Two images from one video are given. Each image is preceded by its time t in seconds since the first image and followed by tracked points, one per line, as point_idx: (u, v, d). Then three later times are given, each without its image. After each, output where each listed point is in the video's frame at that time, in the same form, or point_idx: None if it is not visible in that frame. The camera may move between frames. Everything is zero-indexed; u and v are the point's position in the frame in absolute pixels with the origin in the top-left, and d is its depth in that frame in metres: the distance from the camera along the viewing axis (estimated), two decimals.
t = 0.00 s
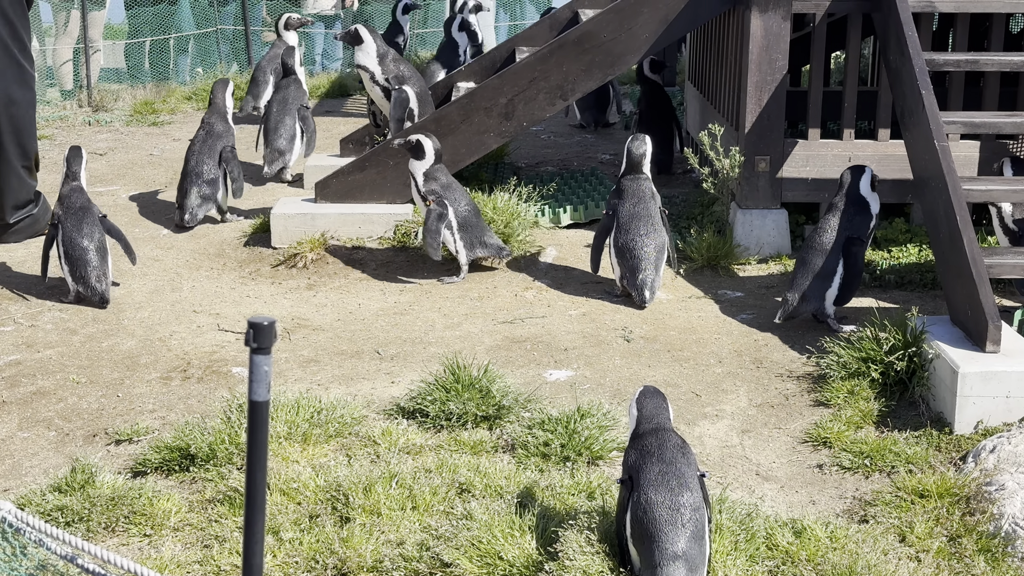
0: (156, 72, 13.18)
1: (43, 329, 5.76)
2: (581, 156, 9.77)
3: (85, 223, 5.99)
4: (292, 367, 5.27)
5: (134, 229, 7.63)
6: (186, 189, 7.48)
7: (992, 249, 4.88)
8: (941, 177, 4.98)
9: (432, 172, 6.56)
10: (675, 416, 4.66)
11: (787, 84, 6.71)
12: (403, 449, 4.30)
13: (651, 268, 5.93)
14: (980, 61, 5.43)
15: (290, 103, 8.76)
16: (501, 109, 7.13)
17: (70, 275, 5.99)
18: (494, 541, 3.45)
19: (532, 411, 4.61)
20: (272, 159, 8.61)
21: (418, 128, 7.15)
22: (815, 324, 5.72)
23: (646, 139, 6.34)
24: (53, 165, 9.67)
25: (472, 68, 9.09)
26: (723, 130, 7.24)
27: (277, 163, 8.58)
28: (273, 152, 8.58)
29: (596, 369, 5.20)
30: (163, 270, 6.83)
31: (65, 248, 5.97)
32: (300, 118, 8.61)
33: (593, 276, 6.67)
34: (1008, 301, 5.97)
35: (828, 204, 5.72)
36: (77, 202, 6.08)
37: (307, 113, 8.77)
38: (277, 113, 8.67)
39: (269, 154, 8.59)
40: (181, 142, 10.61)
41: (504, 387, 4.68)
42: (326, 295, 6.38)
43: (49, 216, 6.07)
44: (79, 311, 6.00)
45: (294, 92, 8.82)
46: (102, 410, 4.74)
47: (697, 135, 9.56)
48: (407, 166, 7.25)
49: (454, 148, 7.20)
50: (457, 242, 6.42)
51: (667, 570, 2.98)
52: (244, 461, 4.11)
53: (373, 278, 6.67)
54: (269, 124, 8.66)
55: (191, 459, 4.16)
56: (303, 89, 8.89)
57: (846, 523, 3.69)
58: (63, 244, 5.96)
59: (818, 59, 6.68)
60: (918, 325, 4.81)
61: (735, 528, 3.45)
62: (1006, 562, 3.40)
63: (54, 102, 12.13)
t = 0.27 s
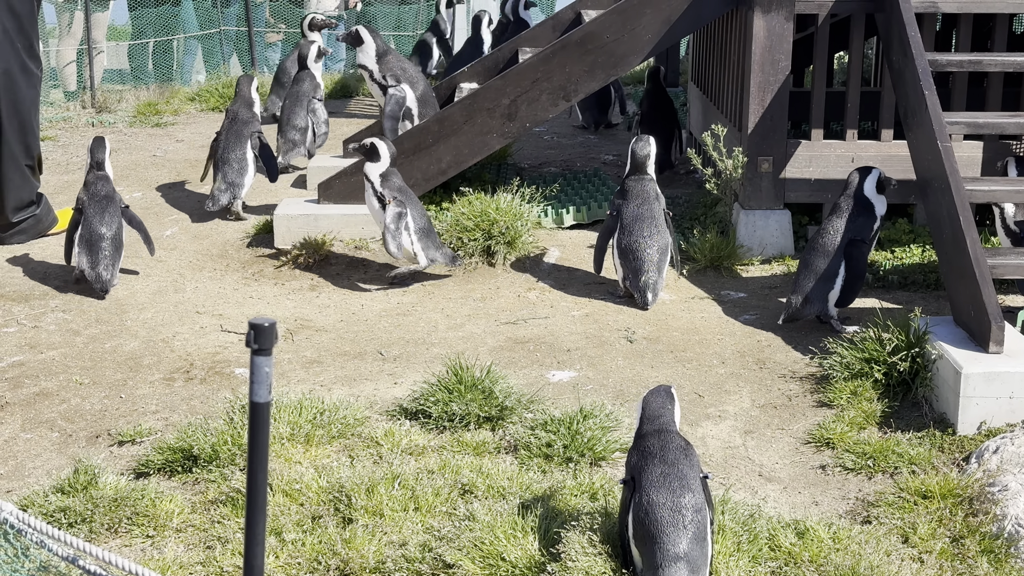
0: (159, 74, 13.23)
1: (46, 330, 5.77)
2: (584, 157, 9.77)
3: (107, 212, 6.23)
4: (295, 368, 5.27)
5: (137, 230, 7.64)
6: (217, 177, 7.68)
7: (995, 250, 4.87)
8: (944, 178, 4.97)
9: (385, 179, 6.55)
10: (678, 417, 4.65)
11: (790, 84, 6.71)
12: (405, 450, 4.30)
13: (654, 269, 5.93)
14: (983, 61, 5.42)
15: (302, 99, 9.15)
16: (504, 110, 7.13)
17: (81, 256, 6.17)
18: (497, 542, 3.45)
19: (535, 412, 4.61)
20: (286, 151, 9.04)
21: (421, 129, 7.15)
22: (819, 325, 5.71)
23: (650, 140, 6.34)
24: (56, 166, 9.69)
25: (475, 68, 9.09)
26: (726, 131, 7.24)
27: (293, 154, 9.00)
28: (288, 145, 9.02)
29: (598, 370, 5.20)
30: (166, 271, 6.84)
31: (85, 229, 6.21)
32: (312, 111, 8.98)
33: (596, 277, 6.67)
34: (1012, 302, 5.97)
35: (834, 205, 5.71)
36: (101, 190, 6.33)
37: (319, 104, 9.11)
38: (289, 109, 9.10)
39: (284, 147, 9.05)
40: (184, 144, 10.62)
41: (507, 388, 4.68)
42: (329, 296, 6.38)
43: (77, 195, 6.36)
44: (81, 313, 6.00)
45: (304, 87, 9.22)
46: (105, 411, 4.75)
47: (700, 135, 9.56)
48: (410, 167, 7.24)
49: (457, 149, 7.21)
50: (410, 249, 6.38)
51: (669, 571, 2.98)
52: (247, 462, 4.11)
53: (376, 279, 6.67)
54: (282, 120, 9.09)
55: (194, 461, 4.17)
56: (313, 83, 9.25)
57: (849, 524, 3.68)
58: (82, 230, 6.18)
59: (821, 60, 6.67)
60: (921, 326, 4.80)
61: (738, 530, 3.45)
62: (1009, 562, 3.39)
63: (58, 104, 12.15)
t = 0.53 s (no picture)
0: (163, 75, 13.31)
1: (50, 331, 5.78)
2: (588, 158, 9.78)
3: (102, 196, 6.43)
4: (298, 370, 5.27)
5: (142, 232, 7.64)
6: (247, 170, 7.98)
7: (999, 251, 4.87)
8: (947, 179, 4.97)
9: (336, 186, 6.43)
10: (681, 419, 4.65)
11: (793, 85, 6.70)
12: (409, 451, 4.30)
13: (656, 270, 5.93)
14: (986, 62, 5.42)
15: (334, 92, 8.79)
16: (507, 112, 7.14)
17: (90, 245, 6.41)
18: (500, 544, 3.46)
19: (538, 414, 4.61)
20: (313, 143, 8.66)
21: (424, 131, 7.16)
22: (822, 326, 5.71)
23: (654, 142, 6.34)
24: (60, 169, 9.70)
25: (479, 70, 9.10)
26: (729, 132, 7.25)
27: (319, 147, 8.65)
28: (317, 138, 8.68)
29: (602, 372, 5.20)
30: (169, 272, 6.84)
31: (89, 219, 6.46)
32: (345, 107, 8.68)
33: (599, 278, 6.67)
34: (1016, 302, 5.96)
35: (838, 206, 5.70)
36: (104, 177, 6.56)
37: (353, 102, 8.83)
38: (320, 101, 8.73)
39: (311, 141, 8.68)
40: (188, 145, 10.63)
41: (510, 389, 4.68)
42: (332, 298, 6.38)
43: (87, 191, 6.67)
44: (85, 315, 6.01)
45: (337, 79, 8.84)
46: (109, 413, 4.76)
47: (703, 137, 9.56)
48: (412, 169, 7.26)
49: (459, 150, 7.22)
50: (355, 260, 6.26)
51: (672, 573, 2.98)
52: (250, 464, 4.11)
53: (379, 281, 6.67)
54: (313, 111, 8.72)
55: (197, 462, 4.17)
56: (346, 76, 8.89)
57: (852, 525, 3.68)
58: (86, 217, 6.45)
59: (824, 61, 6.67)
60: (924, 327, 4.80)
61: (742, 531, 3.44)
62: (1013, 564, 3.39)
63: (62, 105, 12.18)
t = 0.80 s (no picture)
0: (164, 79, 13.28)
1: (51, 335, 5.78)
2: (588, 162, 9.78)
3: (131, 192, 6.67)
4: (298, 373, 5.28)
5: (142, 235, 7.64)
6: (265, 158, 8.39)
7: (999, 254, 4.87)
8: (947, 182, 4.97)
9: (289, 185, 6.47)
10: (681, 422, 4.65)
11: (793, 89, 6.71)
12: (409, 455, 4.30)
13: (656, 274, 5.94)
14: (986, 66, 5.43)
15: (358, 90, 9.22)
16: (508, 115, 7.14)
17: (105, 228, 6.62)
18: (500, 548, 3.46)
19: (538, 418, 4.61)
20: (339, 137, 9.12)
21: (425, 135, 7.17)
22: (822, 329, 5.71)
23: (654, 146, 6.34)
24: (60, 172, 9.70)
25: (479, 73, 9.11)
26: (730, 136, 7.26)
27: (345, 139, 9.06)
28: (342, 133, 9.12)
29: (602, 375, 5.20)
30: (169, 275, 6.84)
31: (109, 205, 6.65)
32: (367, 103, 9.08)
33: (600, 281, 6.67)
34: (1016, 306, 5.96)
35: (839, 210, 5.70)
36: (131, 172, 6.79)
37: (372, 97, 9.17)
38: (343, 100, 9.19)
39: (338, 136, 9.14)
40: (189, 149, 10.64)
41: (510, 393, 4.68)
42: (332, 302, 6.38)
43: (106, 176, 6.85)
44: (85, 318, 6.02)
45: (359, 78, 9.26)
46: (109, 417, 4.76)
47: (703, 140, 9.57)
48: (413, 172, 7.27)
49: (460, 154, 7.23)
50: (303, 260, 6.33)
51: None
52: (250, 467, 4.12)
53: (380, 284, 6.68)
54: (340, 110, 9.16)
55: (197, 466, 4.17)
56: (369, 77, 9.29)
57: (852, 529, 3.68)
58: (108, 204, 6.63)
59: (824, 65, 6.68)
60: (925, 331, 4.80)
61: (742, 535, 3.44)
62: (1013, 568, 3.39)
63: (63, 109, 12.18)
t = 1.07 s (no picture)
0: (165, 84, 13.28)
1: (52, 340, 5.79)
2: (589, 167, 9.79)
3: (139, 183, 6.94)
4: (299, 378, 5.28)
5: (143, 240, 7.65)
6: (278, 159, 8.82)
7: (1000, 259, 4.87)
8: (948, 187, 4.97)
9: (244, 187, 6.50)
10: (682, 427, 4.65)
11: (794, 94, 6.72)
12: (410, 460, 4.30)
13: (657, 279, 5.94)
14: (987, 71, 5.43)
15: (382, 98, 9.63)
16: (509, 120, 7.15)
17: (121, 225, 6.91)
18: (501, 552, 3.46)
19: (539, 422, 4.62)
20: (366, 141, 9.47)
21: (426, 139, 7.18)
22: (823, 334, 5.72)
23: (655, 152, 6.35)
24: (62, 177, 9.71)
25: (480, 78, 9.12)
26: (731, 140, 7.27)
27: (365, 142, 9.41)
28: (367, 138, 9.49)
29: (602, 380, 5.20)
30: (170, 280, 6.85)
31: (121, 203, 6.92)
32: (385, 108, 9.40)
33: (600, 286, 6.68)
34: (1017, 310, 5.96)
35: (841, 214, 5.70)
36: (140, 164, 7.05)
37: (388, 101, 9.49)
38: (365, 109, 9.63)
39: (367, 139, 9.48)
40: (190, 154, 10.65)
41: (511, 398, 4.69)
42: (333, 306, 6.39)
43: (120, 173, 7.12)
44: (86, 323, 6.02)
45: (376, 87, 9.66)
46: (110, 421, 4.76)
47: (704, 145, 9.58)
48: (414, 177, 7.28)
49: (461, 159, 7.24)
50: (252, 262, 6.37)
51: None
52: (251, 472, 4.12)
53: (381, 289, 6.68)
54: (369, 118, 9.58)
55: (199, 471, 4.17)
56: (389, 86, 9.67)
57: (853, 534, 3.67)
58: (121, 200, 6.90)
59: (825, 69, 6.69)
60: (925, 336, 4.80)
61: (743, 540, 3.44)
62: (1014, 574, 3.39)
63: (65, 114, 12.20)
